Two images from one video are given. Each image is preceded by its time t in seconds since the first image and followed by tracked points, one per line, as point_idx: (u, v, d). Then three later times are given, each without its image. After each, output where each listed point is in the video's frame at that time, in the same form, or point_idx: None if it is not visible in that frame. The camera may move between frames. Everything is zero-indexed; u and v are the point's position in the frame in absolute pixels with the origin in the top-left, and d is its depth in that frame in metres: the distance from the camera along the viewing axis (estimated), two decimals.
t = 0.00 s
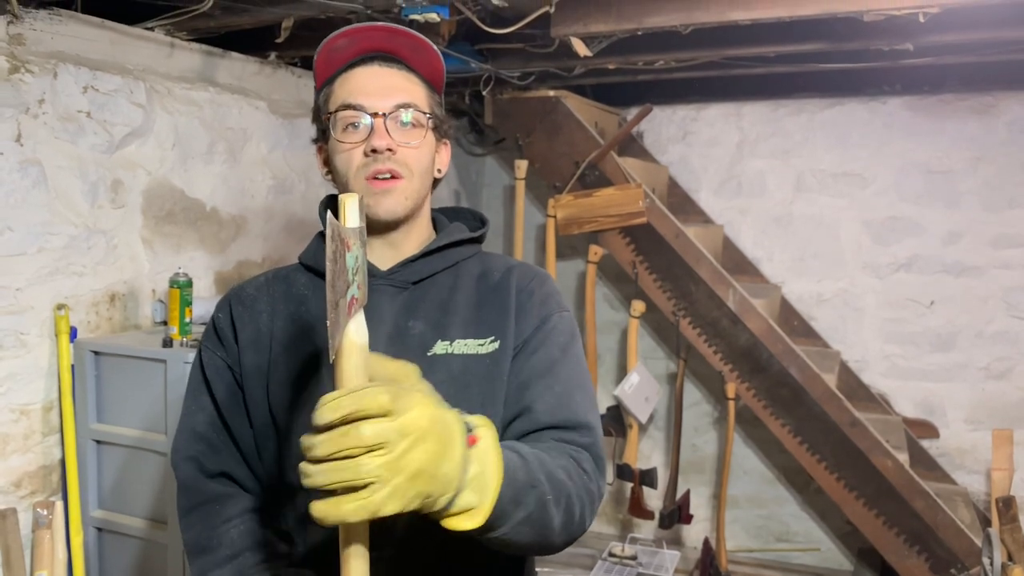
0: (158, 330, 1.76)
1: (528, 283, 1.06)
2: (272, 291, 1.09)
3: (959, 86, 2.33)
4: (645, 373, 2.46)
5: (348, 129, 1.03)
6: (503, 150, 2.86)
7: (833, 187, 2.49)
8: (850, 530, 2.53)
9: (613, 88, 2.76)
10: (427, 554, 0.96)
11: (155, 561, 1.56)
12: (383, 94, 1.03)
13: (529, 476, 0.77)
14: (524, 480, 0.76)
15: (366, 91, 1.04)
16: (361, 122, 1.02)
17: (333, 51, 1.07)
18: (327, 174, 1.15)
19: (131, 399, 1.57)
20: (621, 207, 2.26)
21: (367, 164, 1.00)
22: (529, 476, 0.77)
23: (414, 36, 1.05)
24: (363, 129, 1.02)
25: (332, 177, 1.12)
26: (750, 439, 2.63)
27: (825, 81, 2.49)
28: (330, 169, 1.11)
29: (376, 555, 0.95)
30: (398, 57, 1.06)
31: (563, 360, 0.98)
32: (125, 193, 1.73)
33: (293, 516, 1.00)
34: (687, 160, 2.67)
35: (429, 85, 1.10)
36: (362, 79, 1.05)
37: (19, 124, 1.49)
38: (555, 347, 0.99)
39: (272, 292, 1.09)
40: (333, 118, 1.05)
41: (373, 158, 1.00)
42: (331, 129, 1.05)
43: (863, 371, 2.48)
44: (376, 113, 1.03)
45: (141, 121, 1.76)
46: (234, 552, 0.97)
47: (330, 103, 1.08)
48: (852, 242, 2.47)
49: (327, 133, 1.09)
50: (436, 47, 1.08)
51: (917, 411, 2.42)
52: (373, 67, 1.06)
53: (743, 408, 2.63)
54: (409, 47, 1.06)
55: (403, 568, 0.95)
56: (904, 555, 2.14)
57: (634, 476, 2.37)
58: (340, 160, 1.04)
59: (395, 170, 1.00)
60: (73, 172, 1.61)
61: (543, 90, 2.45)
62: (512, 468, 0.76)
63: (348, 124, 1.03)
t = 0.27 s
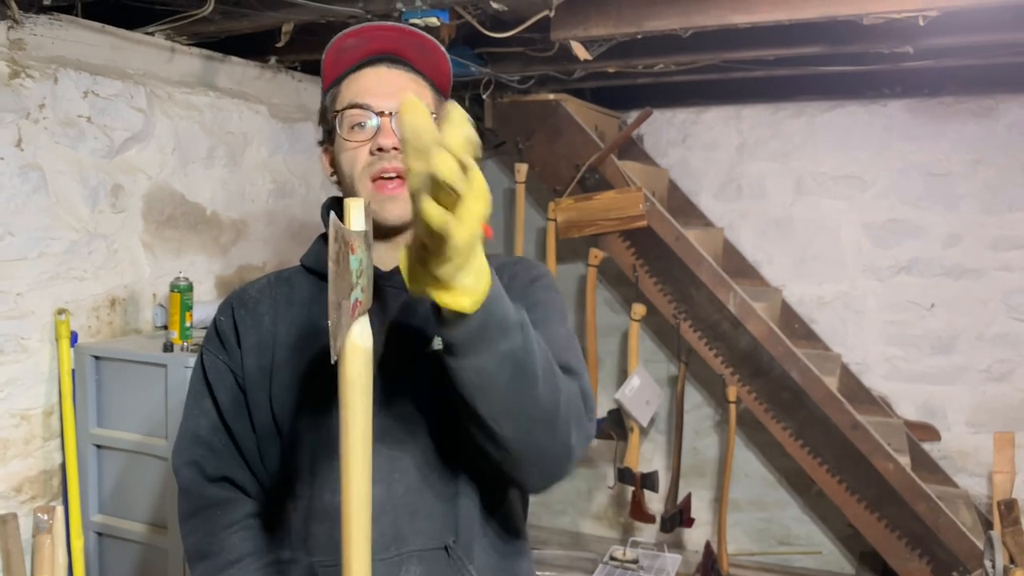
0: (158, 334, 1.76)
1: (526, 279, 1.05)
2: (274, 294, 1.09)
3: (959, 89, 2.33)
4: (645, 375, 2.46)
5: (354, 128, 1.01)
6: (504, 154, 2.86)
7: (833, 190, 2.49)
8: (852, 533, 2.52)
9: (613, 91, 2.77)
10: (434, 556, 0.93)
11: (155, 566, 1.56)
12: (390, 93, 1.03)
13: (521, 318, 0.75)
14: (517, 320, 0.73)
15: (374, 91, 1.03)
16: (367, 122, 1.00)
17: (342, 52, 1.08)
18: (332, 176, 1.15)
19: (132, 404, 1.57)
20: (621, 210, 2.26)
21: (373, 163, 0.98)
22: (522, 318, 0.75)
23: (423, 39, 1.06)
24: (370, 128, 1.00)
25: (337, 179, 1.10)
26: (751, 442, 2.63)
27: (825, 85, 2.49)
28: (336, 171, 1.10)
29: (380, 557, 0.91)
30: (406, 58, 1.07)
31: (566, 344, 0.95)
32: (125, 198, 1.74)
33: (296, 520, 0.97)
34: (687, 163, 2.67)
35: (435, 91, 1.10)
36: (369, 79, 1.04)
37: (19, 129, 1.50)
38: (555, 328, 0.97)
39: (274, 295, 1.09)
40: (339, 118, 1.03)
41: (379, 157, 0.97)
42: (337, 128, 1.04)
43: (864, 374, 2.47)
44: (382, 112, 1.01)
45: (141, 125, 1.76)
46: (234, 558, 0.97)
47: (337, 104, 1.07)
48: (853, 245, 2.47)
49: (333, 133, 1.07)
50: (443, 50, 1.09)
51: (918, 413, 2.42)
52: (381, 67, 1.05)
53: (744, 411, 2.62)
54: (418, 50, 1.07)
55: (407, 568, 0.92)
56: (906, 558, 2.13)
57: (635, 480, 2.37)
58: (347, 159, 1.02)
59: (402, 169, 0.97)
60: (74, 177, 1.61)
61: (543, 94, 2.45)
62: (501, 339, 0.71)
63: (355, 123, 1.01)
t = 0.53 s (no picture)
0: (158, 335, 1.76)
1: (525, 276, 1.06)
2: (275, 294, 1.09)
3: (958, 89, 2.33)
4: (645, 376, 2.46)
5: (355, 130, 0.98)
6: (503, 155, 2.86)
7: (833, 191, 2.49)
8: (852, 534, 2.52)
9: (613, 92, 2.77)
10: (433, 554, 0.93)
11: (156, 568, 1.56)
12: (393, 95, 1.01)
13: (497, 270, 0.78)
14: (493, 269, 0.76)
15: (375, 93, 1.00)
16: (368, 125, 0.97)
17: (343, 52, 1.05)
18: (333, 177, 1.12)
19: (132, 405, 1.57)
20: (621, 211, 2.26)
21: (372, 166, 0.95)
22: (499, 269, 0.77)
23: (426, 40, 1.03)
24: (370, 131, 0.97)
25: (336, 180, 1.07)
26: (751, 443, 2.63)
27: (824, 85, 2.49)
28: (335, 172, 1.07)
29: (380, 556, 0.91)
30: (408, 61, 1.04)
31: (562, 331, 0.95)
32: (125, 199, 1.74)
33: (297, 522, 0.97)
34: (687, 164, 2.67)
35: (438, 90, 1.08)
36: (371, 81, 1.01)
37: (19, 130, 1.50)
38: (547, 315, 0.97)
39: (275, 296, 1.09)
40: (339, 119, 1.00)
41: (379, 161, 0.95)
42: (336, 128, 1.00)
43: (864, 374, 2.47)
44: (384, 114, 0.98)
45: (140, 127, 1.76)
46: (235, 562, 0.96)
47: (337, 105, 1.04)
48: (853, 245, 2.47)
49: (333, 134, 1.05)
50: (447, 52, 1.06)
51: (918, 414, 2.41)
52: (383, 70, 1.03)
53: (744, 412, 2.62)
54: (419, 51, 1.04)
55: (405, 566, 0.92)
56: (906, 559, 2.13)
57: (635, 480, 2.37)
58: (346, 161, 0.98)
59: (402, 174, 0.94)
60: (73, 178, 1.61)
61: (543, 94, 2.45)
62: (476, 278, 0.74)
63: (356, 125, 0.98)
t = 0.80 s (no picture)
0: (157, 335, 1.76)
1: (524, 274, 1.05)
2: (274, 293, 1.08)
3: (958, 88, 2.33)
4: (645, 375, 2.45)
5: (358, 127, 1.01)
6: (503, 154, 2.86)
7: (833, 190, 2.48)
8: (851, 534, 2.52)
9: (613, 92, 2.77)
10: (433, 553, 0.93)
11: (155, 567, 1.56)
12: (394, 94, 1.02)
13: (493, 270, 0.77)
14: (488, 270, 0.76)
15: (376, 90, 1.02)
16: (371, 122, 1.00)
17: (344, 49, 1.06)
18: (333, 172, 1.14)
19: (131, 405, 1.57)
20: (620, 210, 2.25)
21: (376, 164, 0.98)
22: (494, 270, 0.77)
23: (428, 38, 1.04)
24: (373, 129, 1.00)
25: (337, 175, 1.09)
26: (751, 442, 2.63)
27: (824, 85, 2.49)
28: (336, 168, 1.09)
29: (381, 556, 0.91)
30: (410, 58, 1.06)
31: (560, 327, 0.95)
32: (124, 198, 1.73)
33: (296, 521, 0.97)
34: (687, 163, 2.67)
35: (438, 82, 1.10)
36: (373, 78, 1.03)
37: (17, 128, 1.49)
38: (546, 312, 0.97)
39: (274, 294, 1.08)
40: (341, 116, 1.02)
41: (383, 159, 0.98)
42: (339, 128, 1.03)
43: (864, 374, 2.47)
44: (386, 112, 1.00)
45: (139, 126, 1.76)
46: (234, 564, 0.97)
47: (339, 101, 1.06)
48: (852, 245, 2.47)
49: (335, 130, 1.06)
50: (447, 49, 1.07)
51: (918, 413, 2.41)
52: (384, 68, 1.04)
53: (743, 411, 2.62)
54: (419, 46, 1.05)
55: (405, 565, 0.91)
56: (906, 558, 2.13)
57: (634, 480, 2.37)
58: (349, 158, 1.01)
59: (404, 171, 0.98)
60: (72, 177, 1.61)
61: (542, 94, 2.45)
62: (473, 281, 0.74)
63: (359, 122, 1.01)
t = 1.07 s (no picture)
0: (156, 333, 1.75)
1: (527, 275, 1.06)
2: (274, 293, 1.09)
3: (958, 87, 2.33)
4: (644, 374, 2.45)
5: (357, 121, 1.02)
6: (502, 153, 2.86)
7: (832, 189, 2.49)
8: (850, 532, 2.52)
9: (612, 91, 2.76)
10: (433, 553, 0.93)
11: (155, 567, 1.56)
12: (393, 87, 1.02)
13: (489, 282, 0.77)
14: (487, 281, 0.76)
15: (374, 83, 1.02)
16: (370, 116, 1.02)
17: (345, 46, 1.08)
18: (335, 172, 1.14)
19: (131, 404, 1.56)
20: (620, 209, 2.25)
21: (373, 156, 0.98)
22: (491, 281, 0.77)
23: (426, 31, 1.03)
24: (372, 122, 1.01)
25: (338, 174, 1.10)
26: (750, 441, 2.63)
27: (823, 84, 2.49)
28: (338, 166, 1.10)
29: (380, 556, 0.91)
30: (409, 53, 1.05)
31: (559, 328, 0.95)
32: (123, 196, 1.73)
33: (295, 521, 0.97)
34: (686, 162, 2.67)
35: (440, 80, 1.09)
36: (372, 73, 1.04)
37: (16, 126, 1.49)
38: (544, 313, 0.96)
39: (274, 294, 1.08)
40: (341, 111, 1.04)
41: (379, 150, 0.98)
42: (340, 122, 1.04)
43: (863, 373, 2.47)
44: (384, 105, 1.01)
45: (138, 124, 1.76)
46: (232, 565, 0.98)
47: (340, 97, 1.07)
48: (852, 244, 2.47)
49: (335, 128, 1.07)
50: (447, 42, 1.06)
51: (917, 412, 2.42)
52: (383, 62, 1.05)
53: (742, 410, 2.62)
54: (418, 41, 1.04)
55: (404, 566, 0.92)
56: (905, 557, 2.13)
57: (633, 479, 2.37)
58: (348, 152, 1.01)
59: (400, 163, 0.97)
60: (71, 176, 1.61)
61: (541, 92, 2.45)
62: (471, 294, 0.73)
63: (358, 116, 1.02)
